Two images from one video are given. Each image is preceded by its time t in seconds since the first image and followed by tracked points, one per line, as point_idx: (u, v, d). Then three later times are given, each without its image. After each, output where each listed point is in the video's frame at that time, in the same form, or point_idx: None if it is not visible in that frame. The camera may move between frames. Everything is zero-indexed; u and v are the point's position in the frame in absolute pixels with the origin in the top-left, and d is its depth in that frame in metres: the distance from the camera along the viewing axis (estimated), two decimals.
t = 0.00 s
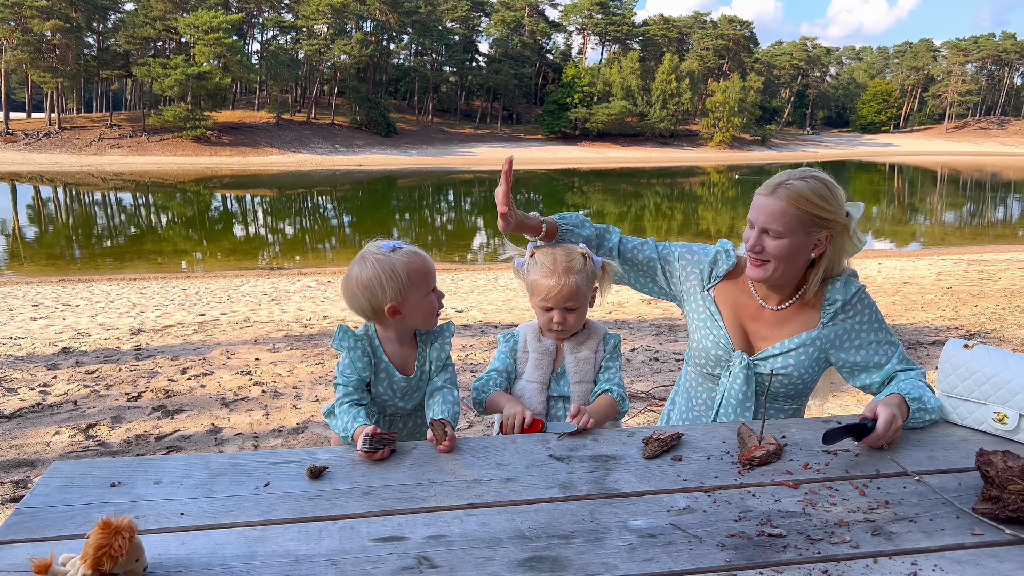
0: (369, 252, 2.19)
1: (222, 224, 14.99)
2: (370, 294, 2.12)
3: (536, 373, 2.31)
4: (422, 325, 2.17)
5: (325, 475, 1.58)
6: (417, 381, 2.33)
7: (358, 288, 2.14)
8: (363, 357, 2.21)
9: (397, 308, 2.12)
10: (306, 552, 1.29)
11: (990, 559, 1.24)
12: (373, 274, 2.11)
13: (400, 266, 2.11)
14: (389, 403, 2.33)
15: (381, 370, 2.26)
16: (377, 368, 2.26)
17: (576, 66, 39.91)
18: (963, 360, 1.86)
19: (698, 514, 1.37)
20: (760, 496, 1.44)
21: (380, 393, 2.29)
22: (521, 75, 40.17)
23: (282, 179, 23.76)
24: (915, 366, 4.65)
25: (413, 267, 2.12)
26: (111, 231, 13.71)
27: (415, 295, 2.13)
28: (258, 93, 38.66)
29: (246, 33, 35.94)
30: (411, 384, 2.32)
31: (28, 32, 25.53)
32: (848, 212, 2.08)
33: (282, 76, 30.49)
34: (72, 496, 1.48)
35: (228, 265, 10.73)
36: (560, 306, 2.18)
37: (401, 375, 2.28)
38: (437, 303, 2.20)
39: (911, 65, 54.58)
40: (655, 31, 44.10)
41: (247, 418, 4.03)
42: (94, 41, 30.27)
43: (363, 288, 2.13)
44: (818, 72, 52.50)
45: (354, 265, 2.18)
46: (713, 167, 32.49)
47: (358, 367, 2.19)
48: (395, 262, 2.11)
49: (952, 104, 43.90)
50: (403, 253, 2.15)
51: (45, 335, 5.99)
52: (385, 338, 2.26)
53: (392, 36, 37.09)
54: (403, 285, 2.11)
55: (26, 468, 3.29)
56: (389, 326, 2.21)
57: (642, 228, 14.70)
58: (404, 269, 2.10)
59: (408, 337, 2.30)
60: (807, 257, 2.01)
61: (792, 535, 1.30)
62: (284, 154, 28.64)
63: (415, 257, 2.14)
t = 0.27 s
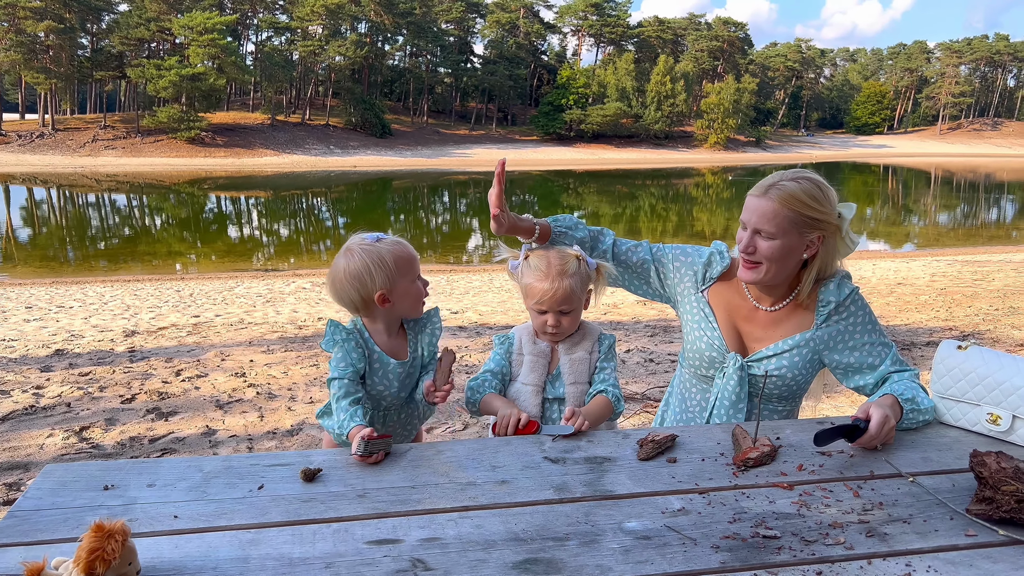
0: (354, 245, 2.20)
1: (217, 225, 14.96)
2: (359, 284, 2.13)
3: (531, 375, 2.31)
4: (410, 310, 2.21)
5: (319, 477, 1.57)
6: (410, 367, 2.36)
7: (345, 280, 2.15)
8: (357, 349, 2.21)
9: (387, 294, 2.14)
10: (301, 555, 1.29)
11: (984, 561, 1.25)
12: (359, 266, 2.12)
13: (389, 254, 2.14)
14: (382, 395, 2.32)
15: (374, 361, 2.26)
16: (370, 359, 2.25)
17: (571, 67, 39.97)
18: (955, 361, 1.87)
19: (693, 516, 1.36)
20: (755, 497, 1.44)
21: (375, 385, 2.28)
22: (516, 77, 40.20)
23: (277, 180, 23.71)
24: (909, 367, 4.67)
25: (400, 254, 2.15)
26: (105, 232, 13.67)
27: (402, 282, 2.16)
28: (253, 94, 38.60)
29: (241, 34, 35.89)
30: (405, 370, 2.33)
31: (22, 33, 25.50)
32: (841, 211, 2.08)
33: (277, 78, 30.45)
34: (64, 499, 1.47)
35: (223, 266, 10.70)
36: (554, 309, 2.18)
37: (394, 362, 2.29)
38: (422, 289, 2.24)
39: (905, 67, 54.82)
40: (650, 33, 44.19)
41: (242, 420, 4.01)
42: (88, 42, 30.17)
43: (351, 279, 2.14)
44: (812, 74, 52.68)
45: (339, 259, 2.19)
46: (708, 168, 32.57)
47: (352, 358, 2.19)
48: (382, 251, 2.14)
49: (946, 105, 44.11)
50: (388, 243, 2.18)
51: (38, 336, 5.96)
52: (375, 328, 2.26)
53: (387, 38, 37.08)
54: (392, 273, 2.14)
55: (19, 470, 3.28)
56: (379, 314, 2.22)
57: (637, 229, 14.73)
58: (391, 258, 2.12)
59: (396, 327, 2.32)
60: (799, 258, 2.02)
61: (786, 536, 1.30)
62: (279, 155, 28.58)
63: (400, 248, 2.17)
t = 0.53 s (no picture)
0: (325, 250, 2.20)
1: (211, 228, 14.91)
2: (338, 285, 2.14)
3: (525, 376, 2.31)
4: (393, 304, 2.21)
5: (310, 481, 1.57)
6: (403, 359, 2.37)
7: (325, 283, 2.16)
8: (353, 349, 2.21)
9: (366, 291, 2.15)
10: (291, 560, 1.28)
11: (975, 562, 1.25)
12: (334, 267, 2.13)
13: (361, 249, 2.15)
14: (380, 392, 2.32)
15: (370, 358, 2.26)
16: (366, 357, 2.25)
17: (565, 70, 40.06)
18: (946, 364, 1.88)
19: (684, 518, 1.37)
20: (747, 500, 1.44)
21: (372, 381, 2.28)
22: (510, 80, 40.23)
23: (271, 184, 23.65)
24: (901, 369, 4.70)
25: (373, 250, 2.17)
26: (99, 235, 13.61)
27: (380, 277, 2.16)
28: (247, 97, 38.52)
29: (235, 37, 35.86)
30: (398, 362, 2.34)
31: (15, 36, 25.45)
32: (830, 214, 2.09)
33: (272, 80, 30.42)
34: (54, 504, 1.46)
35: (217, 270, 10.66)
36: (546, 313, 2.18)
37: (389, 356, 2.30)
38: (402, 281, 2.25)
39: (898, 70, 55.14)
40: (644, 36, 44.34)
41: (235, 424, 4.00)
42: (81, 45, 30.06)
43: (329, 281, 2.15)
44: (806, 77, 52.94)
45: (315, 263, 2.19)
46: (702, 171, 32.66)
47: (348, 359, 2.19)
48: (354, 249, 2.15)
49: (938, 108, 44.37)
50: (359, 242, 2.19)
51: (30, 340, 5.92)
52: (363, 327, 2.26)
53: (381, 41, 37.08)
54: (368, 269, 2.15)
55: (11, 475, 3.25)
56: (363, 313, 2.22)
57: (632, 232, 14.75)
58: (364, 255, 2.14)
59: (382, 322, 2.32)
60: (787, 259, 2.02)
61: (777, 539, 1.31)
62: (273, 158, 28.52)
63: (373, 244, 2.18)
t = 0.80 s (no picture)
0: (306, 263, 2.19)
1: (204, 233, 14.87)
2: (324, 292, 2.14)
3: (516, 377, 2.31)
4: (381, 305, 2.22)
5: (297, 489, 1.56)
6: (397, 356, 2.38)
7: (312, 291, 2.15)
8: (348, 353, 2.19)
9: (354, 297, 2.15)
10: (276, 566, 1.28)
11: (958, 567, 1.26)
12: (320, 275, 2.13)
13: (343, 251, 2.17)
14: (378, 390, 2.33)
15: (366, 361, 2.25)
16: (362, 359, 2.24)
17: (559, 75, 40.18)
18: (932, 369, 1.89)
19: (670, 524, 1.37)
20: (734, 505, 1.44)
21: (370, 382, 2.28)
22: (505, 85, 40.29)
23: (265, 188, 23.60)
24: (893, 373, 4.72)
25: (355, 254, 2.17)
26: (91, 241, 13.53)
27: (366, 279, 2.18)
28: (241, 102, 38.48)
29: (229, 42, 35.85)
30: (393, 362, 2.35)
31: (7, 41, 25.42)
32: (817, 221, 2.11)
33: (265, 85, 30.42)
34: (39, 512, 1.45)
35: (211, 275, 10.62)
36: (535, 320, 2.19)
37: (384, 355, 2.30)
38: (387, 282, 2.26)
39: (890, 75, 55.52)
40: (638, 41, 44.55)
41: (227, 430, 3.97)
42: (74, 50, 29.96)
43: (316, 289, 2.14)
44: (798, 82, 53.27)
45: (299, 275, 2.19)
46: (696, 175, 32.77)
47: (343, 363, 2.18)
48: (336, 255, 2.15)
49: (930, 113, 44.68)
50: (339, 247, 2.20)
51: (22, 346, 5.88)
52: (356, 331, 2.25)
53: (376, 45, 37.12)
54: (352, 274, 2.15)
55: None
56: (354, 317, 2.22)
57: (626, 236, 14.79)
58: (347, 260, 2.14)
59: (376, 323, 2.32)
60: (772, 264, 2.04)
61: (762, 543, 1.31)
62: (267, 163, 28.47)
63: (353, 248, 2.20)
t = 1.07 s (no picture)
0: (297, 274, 2.18)
1: (199, 240, 14.83)
2: (317, 303, 2.13)
3: (505, 383, 2.32)
4: (374, 311, 2.23)
5: (286, 497, 1.56)
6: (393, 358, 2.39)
7: (304, 303, 2.14)
8: (344, 360, 2.20)
9: (347, 304, 2.15)
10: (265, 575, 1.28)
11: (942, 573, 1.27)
12: (312, 287, 2.12)
13: (333, 260, 2.16)
14: (378, 394, 2.33)
15: (364, 367, 2.25)
16: (360, 364, 2.24)
17: (554, 82, 40.30)
18: (920, 375, 1.90)
19: (659, 531, 1.37)
20: (721, 511, 1.45)
21: (367, 387, 2.28)
22: (500, 91, 40.39)
23: (260, 195, 23.55)
24: (884, 378, 4.74)
25: (344, 262, 2.16)
26: (85, 247, 13.47)
27: (358, 286, 2.18)
28: (236, 108, 38.48)
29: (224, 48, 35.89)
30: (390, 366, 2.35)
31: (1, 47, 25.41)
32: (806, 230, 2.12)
33: (260, 92, 30.42)
34: (28, 520, 1.45)
35: (205, 282, 10.60)
36: (525, 326, 2.19)
37: (381, 359, 2.30)
38: (378, 288, 2.26)
39: (884, 82, 55.89)
40: (632, 48, 44.75)
41: (219, 438, 3.96)
42: (69, 56, 29.93)
43: (308, 301, 2.13)
44: (792, 88, 53.57)
45: (289, 287, 2.18)
46: (690, 182, 32.87)
47: (341, 371, 2.18)
48: (325, 265, 2.14)
49: (923, 119, 44.95)
50: (328, 257, 2.19)
51: (15, 353, 5.85)
52: (352, 339, 2.24)
53: (371, 52, 37.18)
54: (344, 282, 2.14)
55: None
56: (348, 325, 2.21)
57: (621, 242, 14.82)
58: (337, 268, 2.13)
59: (371, 329, 2.32)
60: (759, 272, 2.05)
61: (748, 550, 1.32)
62: (261, 169, 28.42)
63: (342, 257, 2.18)
